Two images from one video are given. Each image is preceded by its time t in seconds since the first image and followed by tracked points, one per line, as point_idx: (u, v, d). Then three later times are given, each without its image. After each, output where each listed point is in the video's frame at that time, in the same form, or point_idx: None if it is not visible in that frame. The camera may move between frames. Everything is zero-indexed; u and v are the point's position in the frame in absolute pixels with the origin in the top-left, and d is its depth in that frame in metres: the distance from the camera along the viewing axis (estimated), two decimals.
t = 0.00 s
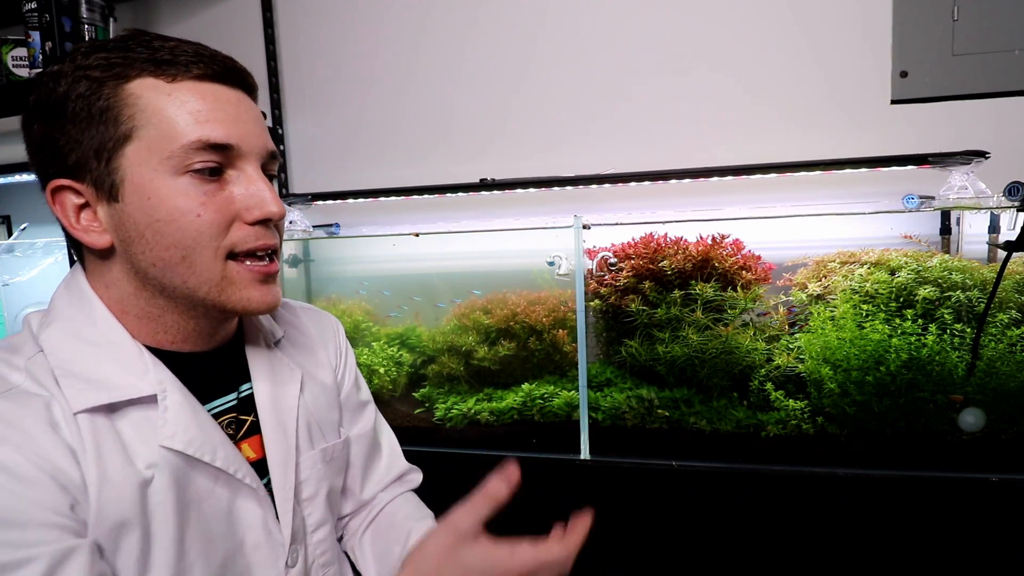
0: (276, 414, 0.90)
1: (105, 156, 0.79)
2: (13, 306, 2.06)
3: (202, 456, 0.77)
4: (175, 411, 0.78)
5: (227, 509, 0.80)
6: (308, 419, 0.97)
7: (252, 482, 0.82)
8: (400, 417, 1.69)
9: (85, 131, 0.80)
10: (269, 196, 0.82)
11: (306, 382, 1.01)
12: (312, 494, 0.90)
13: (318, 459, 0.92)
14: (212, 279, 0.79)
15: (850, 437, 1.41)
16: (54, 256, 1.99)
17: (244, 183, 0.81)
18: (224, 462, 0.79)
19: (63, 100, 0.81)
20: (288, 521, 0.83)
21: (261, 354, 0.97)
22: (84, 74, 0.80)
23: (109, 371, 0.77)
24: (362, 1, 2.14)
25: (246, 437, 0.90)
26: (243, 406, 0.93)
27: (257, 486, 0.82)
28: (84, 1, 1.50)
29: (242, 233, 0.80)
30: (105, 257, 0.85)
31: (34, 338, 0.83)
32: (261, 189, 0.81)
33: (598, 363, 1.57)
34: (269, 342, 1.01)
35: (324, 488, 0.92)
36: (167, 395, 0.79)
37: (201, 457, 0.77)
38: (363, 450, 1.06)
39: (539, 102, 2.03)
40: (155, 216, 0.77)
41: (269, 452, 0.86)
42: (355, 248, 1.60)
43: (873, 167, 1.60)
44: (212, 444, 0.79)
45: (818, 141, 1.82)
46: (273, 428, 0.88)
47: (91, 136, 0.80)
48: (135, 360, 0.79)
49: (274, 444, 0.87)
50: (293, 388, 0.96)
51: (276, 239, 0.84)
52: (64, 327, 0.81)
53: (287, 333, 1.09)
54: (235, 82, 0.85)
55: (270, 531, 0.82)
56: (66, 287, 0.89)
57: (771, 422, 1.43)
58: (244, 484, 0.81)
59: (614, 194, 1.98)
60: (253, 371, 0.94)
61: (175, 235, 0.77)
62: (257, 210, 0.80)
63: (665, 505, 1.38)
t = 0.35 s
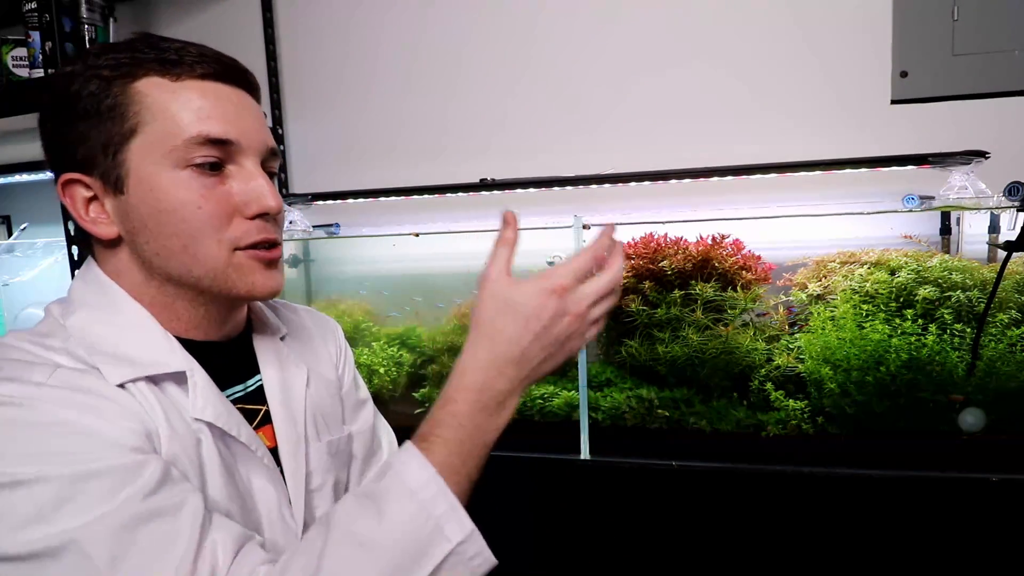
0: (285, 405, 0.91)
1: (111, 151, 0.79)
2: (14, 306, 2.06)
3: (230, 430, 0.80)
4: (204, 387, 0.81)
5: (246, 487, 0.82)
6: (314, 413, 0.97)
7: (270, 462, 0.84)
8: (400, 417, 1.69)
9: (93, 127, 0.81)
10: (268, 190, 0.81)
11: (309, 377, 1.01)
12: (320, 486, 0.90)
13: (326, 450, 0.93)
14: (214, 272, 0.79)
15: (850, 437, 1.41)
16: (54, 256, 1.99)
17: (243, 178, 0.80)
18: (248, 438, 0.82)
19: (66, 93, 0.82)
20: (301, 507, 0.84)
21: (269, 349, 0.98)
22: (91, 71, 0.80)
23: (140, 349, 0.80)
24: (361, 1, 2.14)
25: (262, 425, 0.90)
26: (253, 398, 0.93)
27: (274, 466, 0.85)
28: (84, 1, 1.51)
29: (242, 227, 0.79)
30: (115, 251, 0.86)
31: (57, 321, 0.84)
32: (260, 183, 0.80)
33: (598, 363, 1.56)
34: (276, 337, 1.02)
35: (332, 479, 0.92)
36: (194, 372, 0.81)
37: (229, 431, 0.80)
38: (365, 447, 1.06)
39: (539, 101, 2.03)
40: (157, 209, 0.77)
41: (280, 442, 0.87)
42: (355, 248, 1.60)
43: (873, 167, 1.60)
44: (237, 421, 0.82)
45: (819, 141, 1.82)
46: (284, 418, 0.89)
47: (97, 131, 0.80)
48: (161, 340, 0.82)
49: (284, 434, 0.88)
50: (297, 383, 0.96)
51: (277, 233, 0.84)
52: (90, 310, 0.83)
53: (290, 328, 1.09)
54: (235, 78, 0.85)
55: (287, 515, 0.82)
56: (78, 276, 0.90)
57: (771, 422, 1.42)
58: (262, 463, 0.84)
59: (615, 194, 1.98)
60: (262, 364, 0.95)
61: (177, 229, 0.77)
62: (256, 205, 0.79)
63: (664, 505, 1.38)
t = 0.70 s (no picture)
0: (299, 419, 0.91)
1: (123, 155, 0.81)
2: (14, 306, 2.06)
3: (224, 452, 0.78)
4: (204, 405, 0.79)
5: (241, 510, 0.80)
6: (328, 428, 0.97)
7: (268, 484, 0.82)
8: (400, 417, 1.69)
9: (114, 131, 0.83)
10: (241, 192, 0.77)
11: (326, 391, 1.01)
12: (328, 502, 0.91)
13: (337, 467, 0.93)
14: (184, 275, 0.77)
15: (850, 438, 1.41)
16: (54, 256, 1.99)
17: (219, 179, 0.78)
18: (243, 461, 0.80)
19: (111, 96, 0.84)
20: (306, 526, 0.84)
21: (288, 360, 0.97)
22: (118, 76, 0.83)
23: (147, 360, 0.79)
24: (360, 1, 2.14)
25: (268, 441, 0.90)
26: (265, 412, 0.92)
27: (272, 488, 0.83)
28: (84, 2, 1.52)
29: (210, 229, 0.76)
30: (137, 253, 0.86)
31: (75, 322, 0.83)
32: (234, 185, 0.77)
33: (598, 363, 1.57)
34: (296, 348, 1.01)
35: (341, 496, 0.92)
36: (198, 388, 0.80)
37: (223, 453, 0.78)
38: (376, 465, 1.06)
39: (539, 102, 2.03)
40: (139, 209, 0.78)
41: (291, 457, 0.87)
42: (356, 248, 1.60)
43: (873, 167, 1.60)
44: (235, 441, 0.80)
45: (820, 141, 1.82)
46: (297, 433, 0.89)
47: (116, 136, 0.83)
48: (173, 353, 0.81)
49: (297, 450, 0.88)
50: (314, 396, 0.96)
51: (254, 238, 0.79)
52: (109, 314, 0.82)
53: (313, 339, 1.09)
54: (238, 79, 0.83)
55: (286, 537, 0.82)
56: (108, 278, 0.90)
57: (771, 422, 1.42)
58: (260, 485, 0.82)
59: (615, 194, 1.98)
60: (280, 376, 0.94)
61: (152, 229, 0.77)
62: (224, 207, 0.76)
63: (663, 504, 1.38)
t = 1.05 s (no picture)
0: (293, 431, 0.90)
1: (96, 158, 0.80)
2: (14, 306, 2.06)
3: (204, 471, 0.77)
4: (184, 422, 0.78)
5: (228, 525, 0.80)
6: (325, 439, 0.97)
7: (254, 502, 0.81)
8: (400, 416, 1.69)
9: (81, 134, 0.82)
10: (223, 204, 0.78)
11: (332, 404, 1.01)
12: (324, 515, 0.91)
13: (333, 480, 0.92)
14: (168, 291, 0.77)
15: (850, 437, 1.41)
16: (54, 256, 1.99)
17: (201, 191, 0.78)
18: (225, 478, 0.79)
19: (78, 105, 0.83)
20: (296, 543, 0.84)
21: (284, 368, 0.97)
22: (81, 77, 0.82)
23: (127, 375, 0.78)
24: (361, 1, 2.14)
25: (258, 455, 0.90)
26: (256, 423, 0.92)
27: (257, 505, 0.81)
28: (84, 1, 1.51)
29: (193, 245, 0.77)
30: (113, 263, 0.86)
31: (63, 335, 0.84)
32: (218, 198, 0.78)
33: (598, 363, 1.57)
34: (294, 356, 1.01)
35: (337, 509, 0.92)
36: (180, 405, 0.79)
37: (203, 471, 0.77)
38: (383, 481, 1.05)
39: (539, 102, 2.03)
40: (115, 222, 0.77)
41: (283, 470, 0.87)
42: (356, 248, 1.60)
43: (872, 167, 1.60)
44: (216, 458, 0.79)
45: (819, 142, 1.82)
46: (289, 445, 0.88)
47: (83, 137, 0.82)
48: (155, 366, 0.80)
49: (289, 463, 0.87)
50: (317, 409, 0.96)
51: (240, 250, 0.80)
52: (92, 328, 0.82)
53: (327, 351, 1.09)
54: (212, 78, 0.82)
55: (275, 552, 0.82)
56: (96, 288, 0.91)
57: (770, 422, 1.43)
58: (244, 502, 0.80)
59: (614, 194, 1.98)
60: (274, 386, 0.94)
61: (130, 243, 0.76)
62: (207, 221, 0.77)
63: (663, 505, 1.38)
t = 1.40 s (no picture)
0: (301, 433, 0.90)
1: (119, 152, 0.80)
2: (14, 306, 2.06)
3: (212, 472, 0.77)
4: (192, 423, 0.78)
5: (234, 527, 0.80)
6: (332, 442, 0.96)
7: (259, 504, 0.81)
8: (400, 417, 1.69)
9: (106, 125, 0.82)
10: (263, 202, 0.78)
11: (340, 406, 1.01)
12: (329, 518, 0.91)
13: (339, 483, 0.92)
14: (202, 285, 0.77)
15: (850, 437, 1.41)
16: (54, 256, 1.99)
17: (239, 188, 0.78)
18: (232, 480, 0.78)
19: (103, 97, 0.83)
20: (302, 546, 0.84)
21: (293, 370, 0.97)
22: (112, 70, 0.82)
23: (136, 376, 0.78)
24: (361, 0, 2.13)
25: (265, 457, 0.89)
26: (264, 425, 0.91)
27: (264, 507, 0.81)
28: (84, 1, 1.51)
29: (231, 241, 0.76)
30: (131, 257, 0.86)
31: (71, 334, 0.84)
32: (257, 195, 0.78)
33: (598, 363, 1.57)
34: (303, 358, 1.00)
35: (343, 512, 0.92)
36: (188, 405, 0.79)
37: (211, 473, 0.77)
38: (388, 484, 1.05)
39: (540, 103, 2.03)
40: (149, 215, 0.76)
41: (290, 473, 0.87)
42: (357, 248, 1.60)
43: (873, 167, 1.60)
44: (224, 460, 0.79)
45: (820, 142, 1.82)
46: (297, 448, 0.88)
47: (110, 128, 0.81)
48: (165, 366, 0.80)
49: (296, 466, 0.87)
50: (325, 412, 0.95)
51: (274, 248, 0.80)
52: (101, 327, 0.83)
53: (335, 353, 1.09)
54: (250, 81, 0.83)
55: (280, 554, 0.82)
56: (105, 286, 0.91)
57: (771, 422, 1.43)
58: (250, 504, 0.80)
59: (615, 194, 1.98)
60: (283, 387, 0.94)
61: (165, 237, 0.76)
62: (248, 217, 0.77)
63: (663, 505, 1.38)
